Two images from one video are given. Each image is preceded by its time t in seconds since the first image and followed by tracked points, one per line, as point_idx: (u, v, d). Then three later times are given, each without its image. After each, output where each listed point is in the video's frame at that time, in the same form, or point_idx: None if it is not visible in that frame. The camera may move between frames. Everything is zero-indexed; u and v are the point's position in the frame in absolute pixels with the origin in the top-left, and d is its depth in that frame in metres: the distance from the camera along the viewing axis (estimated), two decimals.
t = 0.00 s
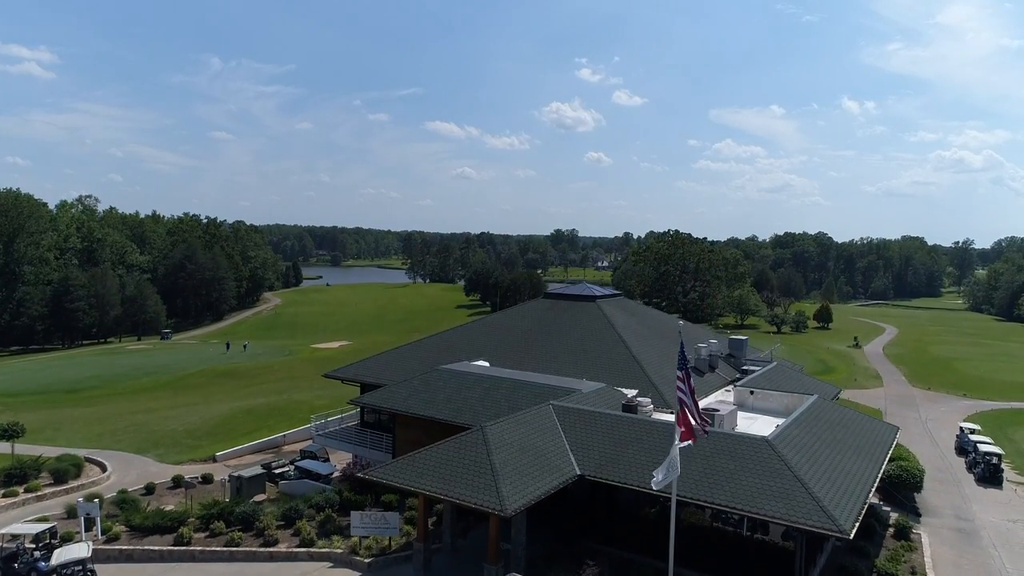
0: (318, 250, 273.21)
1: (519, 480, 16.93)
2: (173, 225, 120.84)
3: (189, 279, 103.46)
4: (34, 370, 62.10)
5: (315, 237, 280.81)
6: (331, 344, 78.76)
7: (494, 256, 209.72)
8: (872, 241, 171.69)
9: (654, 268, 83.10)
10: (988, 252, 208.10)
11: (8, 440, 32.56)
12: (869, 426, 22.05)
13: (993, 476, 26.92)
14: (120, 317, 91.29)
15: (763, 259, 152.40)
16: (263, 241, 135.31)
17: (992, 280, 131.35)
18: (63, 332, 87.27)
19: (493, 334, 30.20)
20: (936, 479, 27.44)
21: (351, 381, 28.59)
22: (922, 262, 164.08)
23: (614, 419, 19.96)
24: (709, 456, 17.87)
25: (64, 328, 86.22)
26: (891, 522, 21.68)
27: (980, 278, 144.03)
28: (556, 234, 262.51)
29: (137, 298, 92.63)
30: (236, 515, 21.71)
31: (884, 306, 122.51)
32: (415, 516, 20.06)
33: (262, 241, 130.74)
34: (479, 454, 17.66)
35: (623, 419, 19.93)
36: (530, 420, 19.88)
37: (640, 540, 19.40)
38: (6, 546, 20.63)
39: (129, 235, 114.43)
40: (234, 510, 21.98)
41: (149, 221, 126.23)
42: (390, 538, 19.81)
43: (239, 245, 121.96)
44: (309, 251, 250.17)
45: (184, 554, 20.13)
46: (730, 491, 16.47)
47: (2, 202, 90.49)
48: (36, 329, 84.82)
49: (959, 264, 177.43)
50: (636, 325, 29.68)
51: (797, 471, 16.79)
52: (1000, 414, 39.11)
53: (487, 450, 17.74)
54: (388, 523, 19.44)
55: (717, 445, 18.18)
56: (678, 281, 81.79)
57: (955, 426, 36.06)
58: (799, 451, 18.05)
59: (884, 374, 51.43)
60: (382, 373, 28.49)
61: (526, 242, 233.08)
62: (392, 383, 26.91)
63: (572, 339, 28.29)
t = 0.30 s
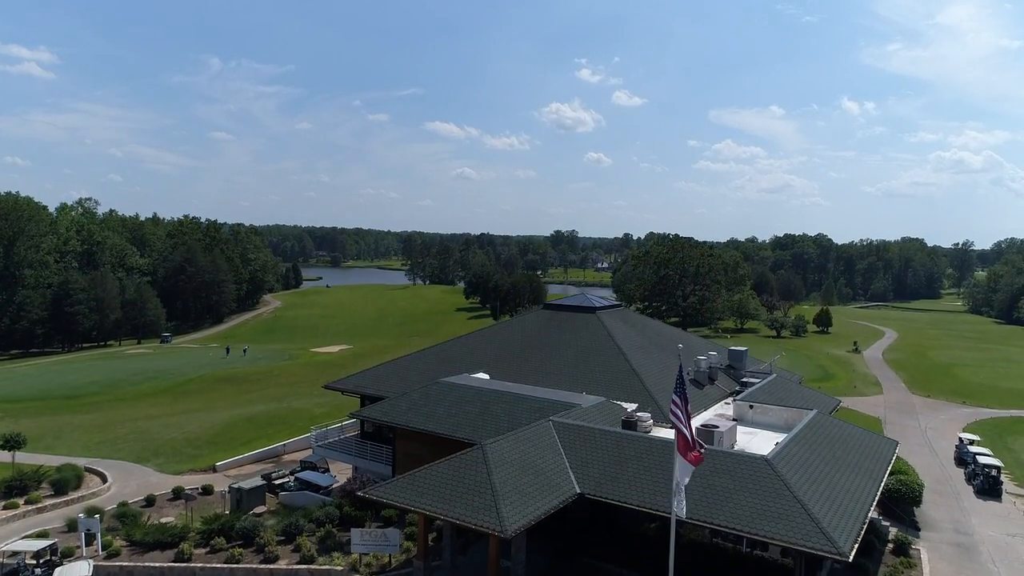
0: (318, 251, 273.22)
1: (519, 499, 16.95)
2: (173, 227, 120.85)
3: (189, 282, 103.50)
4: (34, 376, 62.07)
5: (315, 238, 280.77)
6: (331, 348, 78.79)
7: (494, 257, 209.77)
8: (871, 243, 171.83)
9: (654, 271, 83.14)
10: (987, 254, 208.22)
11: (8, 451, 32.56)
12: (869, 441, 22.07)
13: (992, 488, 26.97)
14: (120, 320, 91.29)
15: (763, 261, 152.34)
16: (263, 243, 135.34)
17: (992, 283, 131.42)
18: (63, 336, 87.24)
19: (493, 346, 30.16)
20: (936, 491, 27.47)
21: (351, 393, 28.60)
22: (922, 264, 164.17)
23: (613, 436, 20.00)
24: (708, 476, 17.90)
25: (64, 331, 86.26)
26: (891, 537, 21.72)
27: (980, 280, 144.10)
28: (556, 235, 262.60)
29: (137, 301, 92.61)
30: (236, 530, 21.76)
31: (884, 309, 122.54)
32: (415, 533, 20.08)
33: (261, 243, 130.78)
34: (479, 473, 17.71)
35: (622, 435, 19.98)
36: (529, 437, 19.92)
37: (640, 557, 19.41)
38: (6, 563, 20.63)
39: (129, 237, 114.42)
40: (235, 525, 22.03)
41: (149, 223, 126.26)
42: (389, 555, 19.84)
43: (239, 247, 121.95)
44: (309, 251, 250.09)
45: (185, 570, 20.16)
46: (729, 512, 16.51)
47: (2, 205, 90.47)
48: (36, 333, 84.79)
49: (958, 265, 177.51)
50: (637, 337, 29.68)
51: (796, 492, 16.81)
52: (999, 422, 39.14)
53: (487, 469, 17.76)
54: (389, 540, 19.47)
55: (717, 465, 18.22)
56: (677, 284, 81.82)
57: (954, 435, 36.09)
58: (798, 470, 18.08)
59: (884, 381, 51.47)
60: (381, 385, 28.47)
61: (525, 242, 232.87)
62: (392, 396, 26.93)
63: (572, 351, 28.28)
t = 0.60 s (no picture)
0: (317, 251, 273.29)
1: (519, 519, 16.99)
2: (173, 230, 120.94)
3: (188, 285, 103.50)
4: (34, 382, 62.04)
5: (315, 239, 280.90)
6: (331, 353, 78.89)
7: (493, 259, 209.72)
8: (871, 244, 171.94)
9: (654, 275, 83.20)
10: (987, 256, 208.20)
11: (9, 463, 32.56)
12: (869, 456, 22.11)
13: (992, 499, 27.01)
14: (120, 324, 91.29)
15: (762, 263, 152.45)
16: (263, 246, 135.43)
17: (992, 285, 131.49)
18: (63, 340, 87.25)
19: (492, 358, 30.17)
20: (935, 503, 27.52)
21: (351, 404, 28.63)
22: (922, 265, 164.22)
23: (612, 452, 20.06)
24: (709, 495, 17.92)
25: (64, 335, 86.29)
26: (891, 552, 21.75)
27: (980, 282, 144.15)
28: (556, 236, 262.72)
29: (137, 305, 92.60)
30: (236, 546, 21.82)
31: (883, 313, 122.63)
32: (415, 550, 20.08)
33: (261, 246, 130.89)
34: (479, 492, 17.74)
35: (623, 452, 20.03)
36: (530, 454, 19.98)
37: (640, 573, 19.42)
38: None
39: (129, 240, 114.47)
40: (235, 541, 22.08)
41: (149, 226, 126.38)
42: (390, 571, 19.87)
43: (239, 250, 122.08)
44: (309, 253, 250.17)
45: None
46: (728, 531, 16.56)
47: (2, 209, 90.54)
48: (36, 338, 84.76)
49: (958, 266, 177.61)
50: (637, 348, 29.66)
51: (795, 510, 16.87)
52: (999, 430, 39.19)
53: (487, 488, 17.81)
54: (389, 557, 19.49)
55: (717, 483, 18.29)
56: (677, 288, 81.91)
57: (954, 444, 36.14)
58: (797, 488, 18.14)
59: (884, 387, 51.52)
60: (382, 397, 28.45)
61: (525, 244, 233.01)
62: (392, 408, 26.97)
63: (572, 363, 28.27)
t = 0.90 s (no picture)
0: (317, 252, 273.39)
1: (520, 538, 17.00)
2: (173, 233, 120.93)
3: (188, 288, 103.48)
4: (34, 387, 61.96)
5: (314, 240, 280.83)
6: (331, 357, 78.89)
7: (494, 261, 209.79)
8: (871, 246, 172.02)
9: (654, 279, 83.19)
10: (988, 258, 208.27)
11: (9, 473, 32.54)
12: (868, 470, 22.13)
13: (991, 511, 27.04)
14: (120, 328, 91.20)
15: (762, 265, 152.44)
16: (263, 248, 135.37)
17: (991, 287, 131.58)
18: (63, 344, 87.19)
19: (492, 370, 30.16)
20: (935, 515, 27.55)
21: (351, 415, 28.66)
22: (921, 266, 164.27)
23: (613, 469, 20.07)
24: (710, 513, 17.95)
25: (64, 339, 86.24)
26: (891, 566, 21.80)
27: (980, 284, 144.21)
28: (556, 237, 262.75)
29: (137, 308, 92.55)
30: (237, 560, 21.82)
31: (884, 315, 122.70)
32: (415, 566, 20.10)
33: (261, 249, 130.89)
34: (479, 511, 17.76)
35: (623, 468, 20.03)
36: (531, 471, 19.99)
37: None
38: None
39: (128, 243, 114.43)
40: (235, 555, 22.10)
41: (149, 229, 126.38)
42: None
43: (239, 253, 122.18)
44: (309, 254, 250.20)
45: None
46: (728, 549, 16.59)
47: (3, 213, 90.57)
48: (36, 342, 84.70)
49: (958, 267, 177.67)
50: (637, 360, 29.68)
51: (794, 529, 16.91)
52: (999, 438, 39.23)
53: (487, 506, 17.83)
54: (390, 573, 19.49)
55: (717, 500, 18.33)
56: (676, 292, 81.93)
57: (953, 453, 36.19)
58: (797, 506, 18.15)
59: (883, 393, 51.58)
60: (382, 409, 28.45)
61: (525, 245, 233.07)
62: (392, 420, 27.00)
63: (571, 375, 28.31)
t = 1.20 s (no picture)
0: (317, 253, 273.34)
1: (521, 556, 17.00)
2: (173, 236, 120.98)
3: (188, 291, 103.45)
4: (34, 393, 61.92)
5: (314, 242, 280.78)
6: (331, 361, 78.91)
7: (494, 262, 209.86)
8: (871, 247, 171.95)
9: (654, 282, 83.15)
10: (987, 259, 208.20)
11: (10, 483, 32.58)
12: (868, 484, 22.16)
13: (990, 522, 27.09)
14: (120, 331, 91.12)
15: (762, 266, 152.46)
16: (262, 251, 135.40)
17: (991, 289, 131.54)
18: (63, 348, 87.14)
19: (492, 381, 30.13)
20: (935, 526, 27.59)
21: (351, 427, 28.68)
22: (921, 268, 164.22)
23: (613, 486, 20.08)
24: (711, 530, 17.96)
25: (64, 343, 86.19)
26: None
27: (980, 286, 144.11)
28: (555, 239, 262.79)
29: (137, 311, 92.49)
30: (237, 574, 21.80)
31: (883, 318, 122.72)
32: None
33: (260, 251, 130.94)
34: (480, 529, 17.78)
35: (624, 485, 20.06)
36: (532, 488, 20.00)
37: None
38: None
39: (128, 246, 114.43)
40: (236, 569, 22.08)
41: (149, 231, 126.47)
42: None
43: (238, 256, 122.24)
44: (309, 255, 250.24)
45: None
46: (728, 568, 16.63)
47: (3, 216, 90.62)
48: (36, 346, 84.63)
49: (958, 268, 177.61)
50: (638, 371, 29.66)
51: (794, 547, 16.92)
52: (998, 446, 39.25)
53: (489, 524, 17.83)
54: None
55: (717, 517, 18.38)
56: (676, 296, 81.93)
57: (953, 461, 36.22)
58: (797, 523, 18.15)
59: (883, 399, 51.62)
60: (382, 421, 28.40)
61: (525, 246, 233.02)
62: (393, 433, 27.01)
63: (572, 387, 28.30)
